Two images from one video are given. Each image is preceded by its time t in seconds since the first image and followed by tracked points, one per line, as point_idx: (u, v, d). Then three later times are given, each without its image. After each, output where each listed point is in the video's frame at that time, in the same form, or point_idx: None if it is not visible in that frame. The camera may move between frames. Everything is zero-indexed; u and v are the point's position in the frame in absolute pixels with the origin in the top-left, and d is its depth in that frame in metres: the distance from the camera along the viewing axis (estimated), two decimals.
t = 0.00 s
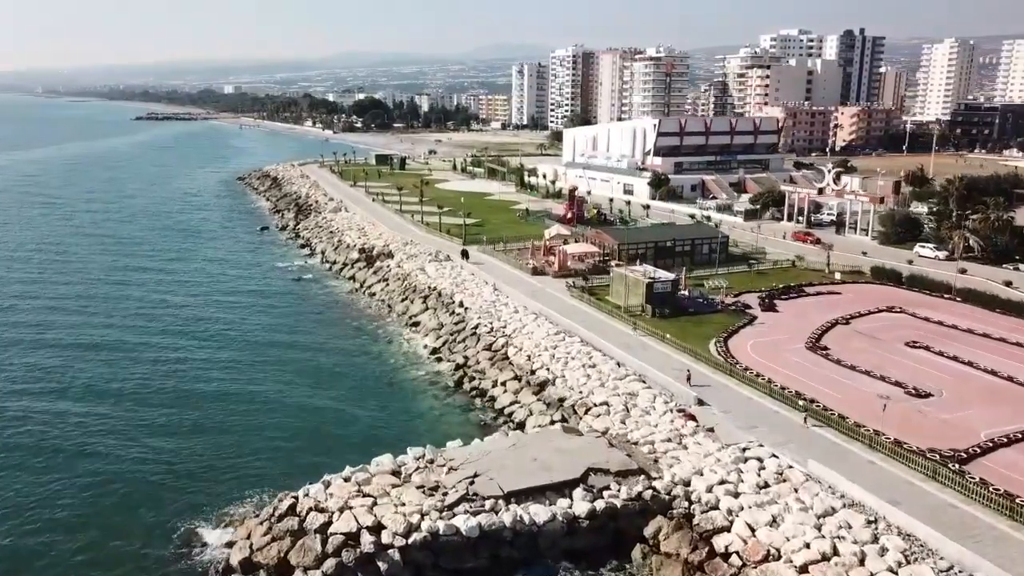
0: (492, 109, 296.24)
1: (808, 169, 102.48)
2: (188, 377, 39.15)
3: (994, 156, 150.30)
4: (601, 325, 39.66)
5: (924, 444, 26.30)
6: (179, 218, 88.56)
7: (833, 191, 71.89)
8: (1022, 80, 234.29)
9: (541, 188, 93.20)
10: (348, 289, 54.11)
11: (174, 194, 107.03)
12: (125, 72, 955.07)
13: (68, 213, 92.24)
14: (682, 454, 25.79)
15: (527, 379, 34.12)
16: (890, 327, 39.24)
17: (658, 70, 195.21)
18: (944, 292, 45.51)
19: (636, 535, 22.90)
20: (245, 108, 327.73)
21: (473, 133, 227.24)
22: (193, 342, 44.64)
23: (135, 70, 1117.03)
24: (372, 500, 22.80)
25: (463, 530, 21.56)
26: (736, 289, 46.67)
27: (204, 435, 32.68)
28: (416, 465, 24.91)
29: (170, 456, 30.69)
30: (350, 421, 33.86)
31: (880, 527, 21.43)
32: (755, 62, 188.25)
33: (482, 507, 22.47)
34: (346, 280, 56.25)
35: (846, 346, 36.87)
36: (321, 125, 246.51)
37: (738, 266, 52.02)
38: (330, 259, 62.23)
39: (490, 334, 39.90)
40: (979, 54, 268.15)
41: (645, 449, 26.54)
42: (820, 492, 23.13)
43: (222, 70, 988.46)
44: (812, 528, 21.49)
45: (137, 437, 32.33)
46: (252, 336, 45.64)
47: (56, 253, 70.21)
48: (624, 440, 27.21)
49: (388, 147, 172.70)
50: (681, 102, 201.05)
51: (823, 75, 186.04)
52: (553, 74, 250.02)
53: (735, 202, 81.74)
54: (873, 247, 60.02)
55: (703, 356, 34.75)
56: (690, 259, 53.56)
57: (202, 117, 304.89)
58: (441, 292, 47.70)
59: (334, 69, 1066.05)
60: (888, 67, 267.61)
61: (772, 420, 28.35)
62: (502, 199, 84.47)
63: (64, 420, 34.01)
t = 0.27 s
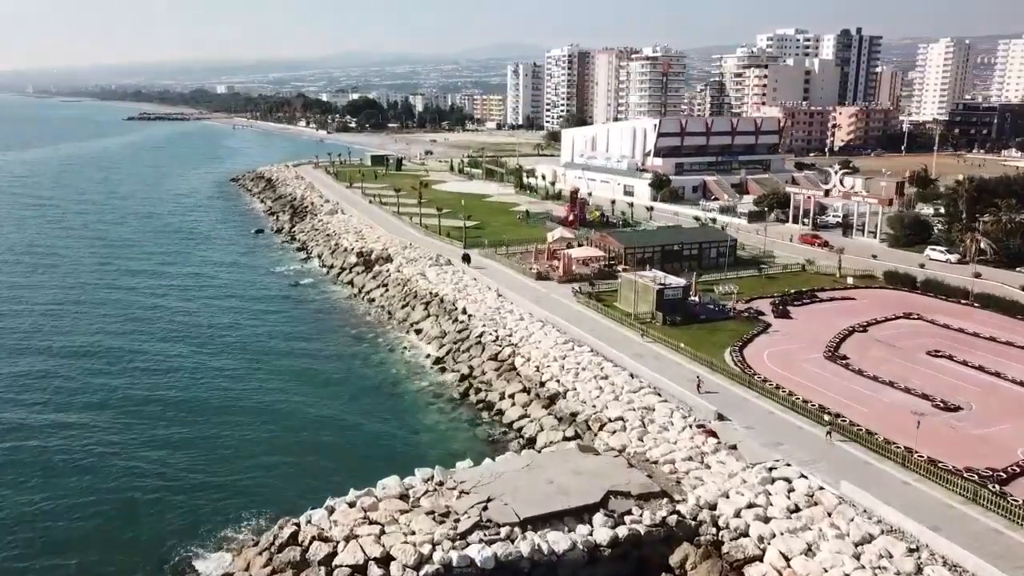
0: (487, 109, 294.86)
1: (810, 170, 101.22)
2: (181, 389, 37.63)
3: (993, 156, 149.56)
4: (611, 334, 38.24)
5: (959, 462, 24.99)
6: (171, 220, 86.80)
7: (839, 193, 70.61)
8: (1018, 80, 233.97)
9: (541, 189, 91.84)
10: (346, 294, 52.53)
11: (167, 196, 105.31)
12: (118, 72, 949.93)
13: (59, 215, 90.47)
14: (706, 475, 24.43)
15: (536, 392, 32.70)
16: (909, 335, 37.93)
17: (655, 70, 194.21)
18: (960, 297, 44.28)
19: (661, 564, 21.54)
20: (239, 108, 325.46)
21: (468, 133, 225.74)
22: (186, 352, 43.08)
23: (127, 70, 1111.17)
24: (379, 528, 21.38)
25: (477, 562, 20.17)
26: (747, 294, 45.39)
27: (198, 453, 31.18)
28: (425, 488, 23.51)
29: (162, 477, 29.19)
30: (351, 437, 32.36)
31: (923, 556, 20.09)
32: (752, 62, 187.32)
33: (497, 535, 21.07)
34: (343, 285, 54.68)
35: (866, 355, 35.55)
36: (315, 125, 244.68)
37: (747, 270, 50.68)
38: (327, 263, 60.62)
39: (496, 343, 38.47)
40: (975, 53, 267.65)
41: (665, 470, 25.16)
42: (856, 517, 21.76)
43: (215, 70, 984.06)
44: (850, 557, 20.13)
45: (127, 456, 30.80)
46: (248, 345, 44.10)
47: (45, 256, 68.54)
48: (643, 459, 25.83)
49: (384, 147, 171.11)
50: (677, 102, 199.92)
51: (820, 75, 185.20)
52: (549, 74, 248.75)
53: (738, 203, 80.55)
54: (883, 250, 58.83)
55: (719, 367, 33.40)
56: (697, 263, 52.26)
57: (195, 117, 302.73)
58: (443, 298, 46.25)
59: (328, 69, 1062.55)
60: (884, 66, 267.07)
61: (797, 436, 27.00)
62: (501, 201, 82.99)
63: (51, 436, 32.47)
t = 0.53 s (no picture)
0: (483, 109, 293.68)
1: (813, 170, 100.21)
2: (175, 399, 36.25)
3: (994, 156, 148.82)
4: (621, 342, 37.01)
5: (994, 479, 23.84)
6: (165, 221, 85.32)
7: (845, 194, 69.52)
8: (1016, 80, 233.65)
9: (541, 190, 90.63)
10: (345, 299, 51.19)
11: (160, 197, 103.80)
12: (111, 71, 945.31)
13: (51, 216, 88.98)
14: (729, 494, 23.27)
15: (546, 404, 31.46)
16: (927, 342, 36.82)
17: (653, 70, 193.21)
18: (977, 303, 43.16)
19: None
20: (233, 108, 323.48)
21: (465, 134, 224.41)
22: (181, 359, 41.71)
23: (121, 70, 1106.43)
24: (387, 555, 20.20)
25: None
26: (757, 299, 44.24)
27: (193, 468, 29.84)
28: (435, 510, 22.32)
29: (157, 493, 27.92)
30: (352, 450, 31.10)
31: None
32: (750, 62, 186.49)
33: (513, 562, 19.91)
34: (342, 289, 53.35)
35: (886, 363, 34.41)
36: (311, 125, 243.12)
37: (756, 274, 49.52)
38: (325, 266, 59.29)
39: (502, 351, 37.24)
40: (972, 53, 267.34)
41: (686, 489, 24.00)
42: (892, 540, 20.58)
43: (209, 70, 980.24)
44: None
45: (119, 471, 29.48)
46: (245, 352, 42.79)
47: (37, 258, 67.14)
48: (662, 478, 24.65)
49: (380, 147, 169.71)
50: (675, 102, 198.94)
51: (819, 75, 184.39)
52: (545, 74, 247.67)
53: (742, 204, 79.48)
54: (892, 252, 57.74)
55: (736, 377, 32.20)
56: (705, 266, 51.09)
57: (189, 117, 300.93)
58: (446, 304, 44.98)
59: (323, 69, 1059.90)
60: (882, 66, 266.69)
61: (822, 451, 25.83)
62: (501, 202, 81.68)
63: (39, 450, 31.11)
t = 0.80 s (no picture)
0: (480, 108, 292.45)
1: (815, 171, 99.22)
2: (170, 413, 34.98)
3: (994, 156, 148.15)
4: (631, 350, 35.78)
5: None
6: (160, 223, 83.94)
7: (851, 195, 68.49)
8: (1013, 80, 233.36)
9: (541, 191, 89.47)
10: (344, 304, 49.86)
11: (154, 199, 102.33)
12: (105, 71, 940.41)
13: (43, 219, 87.49)
14: (756, 516, 22.14)
15: (557, 416, 30.21)
16: (947, 350, 35.73)
17: (650, 69, 192.21)
18: (994, 308, 42.06)
19: None
20: (228, 108, 321.60)
21: (462, 134, 223.08)
22: (176, 369, 40.43)
23: (113, 70, 1098.86)
24: None
25: None
26: (768, 305, 43.11)
27: (189, 488, 28.61)
28: (446, 536, 21.18)
29: (152, 515, 26.79)
30: (355, 466, 29.87)
31: None
32: (748, 61, 185.63)
33: None
34: (341, 294, 52.02)
35: (906, 372, 33.29)
36: (306, 125, 241.61)
37: (766, 278, 48.38)
38: (323, 270, 58.01)
39: (509, 360, 35.98)
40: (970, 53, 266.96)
41: (710, 510, 22.86)
42: (933, 567, 19.42)
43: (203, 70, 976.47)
44: None
45: (112, 492, 28.26)
46: (242, 361, 41.52)
47: (28, 262, 65.74)
48: (684, 499, 23.48)
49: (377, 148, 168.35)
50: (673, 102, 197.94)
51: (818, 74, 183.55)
52: (542, 74, 246.53)
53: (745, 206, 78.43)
54: (902, 255, 56.66)
55: (753, 388, 31.01)
56: (713, 270, 49.94)
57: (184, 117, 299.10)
58: (448, 310, 43.71)
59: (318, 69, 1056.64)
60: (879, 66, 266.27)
61: (850, 469, 24.66)
62: (501, 204, 80.48)
63: (29, 468, 29.86)
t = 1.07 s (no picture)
0: (477, 109, 290.96)
1: (820, 172, 98.04)
2: (166, 427, 33.47)
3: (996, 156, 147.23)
4: (646, 361, 34.40)
5: None
6: (155, 226, 82.27)
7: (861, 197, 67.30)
8: (1013, 80, 232.82)
9: (543, 193, 88.08)
10: (345, 310, 48.36)
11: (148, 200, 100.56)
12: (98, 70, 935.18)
13: (35, 220, 85.72)
14: (792, 545, 20.81)
15: (571, 432, 28.81)
16: (973, 359, 34.44)
17: (650, 69, 190.91)
18: (1016, 314, 40.79)
19: None
20: (222, 108, 319.32)
21: (460, 134, 221.53)
22: (172, 380, 38.91)
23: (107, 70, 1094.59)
24: None
25: None
26: (784, 310, 41.75)
27: (185, 509, 27.10)
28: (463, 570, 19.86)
29: (147, 539, 25.31)
30: (360, 483, 28.45)
31: None
32: (748, 61, 184.52)
33: None
34: (342, 300, 50.51)
35: (934, 382, 31.94)
36: (302, 125, 239.77)
37: (779, 283, 47.06)
38: (322, 274, 56.54)
39: (518, 370, 34.56)
40: (968, 53, 266.57)
41: (742, 538, 21.55)
42: None
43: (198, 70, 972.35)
44: None
45: (105, 514, 26.80)
46: (241, 371, 40.02)
47: (19, 266, 64.05)
48: (715, 527, 22.14)
49: (374, 149, 166.71)
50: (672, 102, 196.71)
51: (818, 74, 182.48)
52: (540, 73, 245.09)
53: (751, 208, 77.13)
54: (915, 259, 55.39)
55: (777, 401, 29.63)
56: (725, 275, 48.56)
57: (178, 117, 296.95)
58: (454, 317, 42.26)
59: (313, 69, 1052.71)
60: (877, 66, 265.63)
61: (887, 490, 23.28)
62: (503, 206, 79.08)
63: (16, 488, 28.34)
